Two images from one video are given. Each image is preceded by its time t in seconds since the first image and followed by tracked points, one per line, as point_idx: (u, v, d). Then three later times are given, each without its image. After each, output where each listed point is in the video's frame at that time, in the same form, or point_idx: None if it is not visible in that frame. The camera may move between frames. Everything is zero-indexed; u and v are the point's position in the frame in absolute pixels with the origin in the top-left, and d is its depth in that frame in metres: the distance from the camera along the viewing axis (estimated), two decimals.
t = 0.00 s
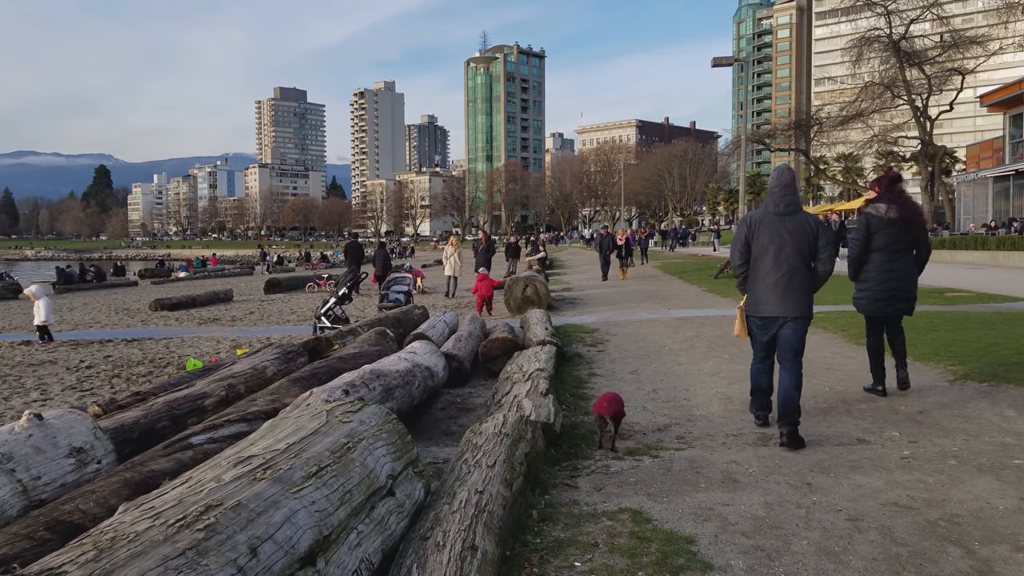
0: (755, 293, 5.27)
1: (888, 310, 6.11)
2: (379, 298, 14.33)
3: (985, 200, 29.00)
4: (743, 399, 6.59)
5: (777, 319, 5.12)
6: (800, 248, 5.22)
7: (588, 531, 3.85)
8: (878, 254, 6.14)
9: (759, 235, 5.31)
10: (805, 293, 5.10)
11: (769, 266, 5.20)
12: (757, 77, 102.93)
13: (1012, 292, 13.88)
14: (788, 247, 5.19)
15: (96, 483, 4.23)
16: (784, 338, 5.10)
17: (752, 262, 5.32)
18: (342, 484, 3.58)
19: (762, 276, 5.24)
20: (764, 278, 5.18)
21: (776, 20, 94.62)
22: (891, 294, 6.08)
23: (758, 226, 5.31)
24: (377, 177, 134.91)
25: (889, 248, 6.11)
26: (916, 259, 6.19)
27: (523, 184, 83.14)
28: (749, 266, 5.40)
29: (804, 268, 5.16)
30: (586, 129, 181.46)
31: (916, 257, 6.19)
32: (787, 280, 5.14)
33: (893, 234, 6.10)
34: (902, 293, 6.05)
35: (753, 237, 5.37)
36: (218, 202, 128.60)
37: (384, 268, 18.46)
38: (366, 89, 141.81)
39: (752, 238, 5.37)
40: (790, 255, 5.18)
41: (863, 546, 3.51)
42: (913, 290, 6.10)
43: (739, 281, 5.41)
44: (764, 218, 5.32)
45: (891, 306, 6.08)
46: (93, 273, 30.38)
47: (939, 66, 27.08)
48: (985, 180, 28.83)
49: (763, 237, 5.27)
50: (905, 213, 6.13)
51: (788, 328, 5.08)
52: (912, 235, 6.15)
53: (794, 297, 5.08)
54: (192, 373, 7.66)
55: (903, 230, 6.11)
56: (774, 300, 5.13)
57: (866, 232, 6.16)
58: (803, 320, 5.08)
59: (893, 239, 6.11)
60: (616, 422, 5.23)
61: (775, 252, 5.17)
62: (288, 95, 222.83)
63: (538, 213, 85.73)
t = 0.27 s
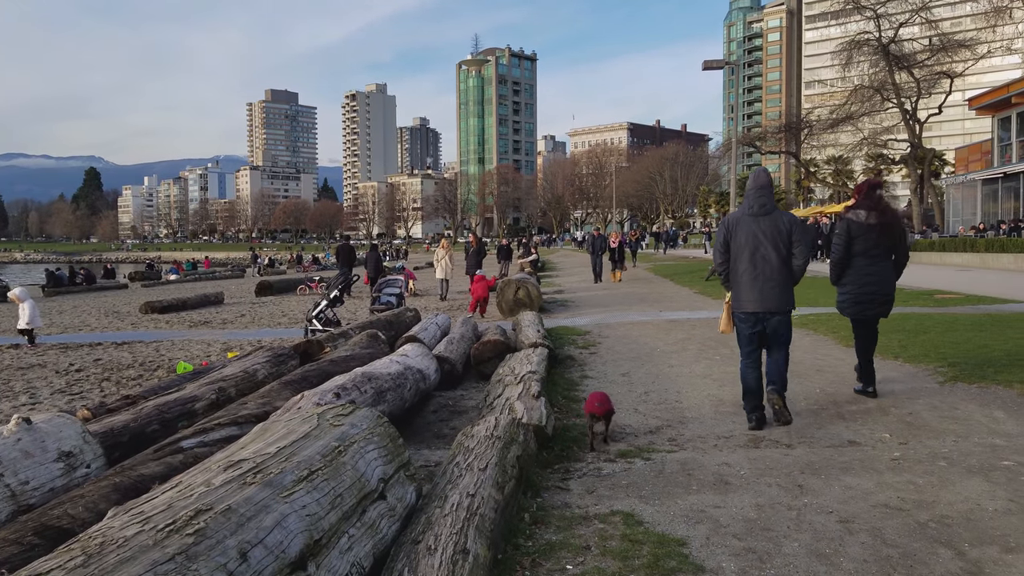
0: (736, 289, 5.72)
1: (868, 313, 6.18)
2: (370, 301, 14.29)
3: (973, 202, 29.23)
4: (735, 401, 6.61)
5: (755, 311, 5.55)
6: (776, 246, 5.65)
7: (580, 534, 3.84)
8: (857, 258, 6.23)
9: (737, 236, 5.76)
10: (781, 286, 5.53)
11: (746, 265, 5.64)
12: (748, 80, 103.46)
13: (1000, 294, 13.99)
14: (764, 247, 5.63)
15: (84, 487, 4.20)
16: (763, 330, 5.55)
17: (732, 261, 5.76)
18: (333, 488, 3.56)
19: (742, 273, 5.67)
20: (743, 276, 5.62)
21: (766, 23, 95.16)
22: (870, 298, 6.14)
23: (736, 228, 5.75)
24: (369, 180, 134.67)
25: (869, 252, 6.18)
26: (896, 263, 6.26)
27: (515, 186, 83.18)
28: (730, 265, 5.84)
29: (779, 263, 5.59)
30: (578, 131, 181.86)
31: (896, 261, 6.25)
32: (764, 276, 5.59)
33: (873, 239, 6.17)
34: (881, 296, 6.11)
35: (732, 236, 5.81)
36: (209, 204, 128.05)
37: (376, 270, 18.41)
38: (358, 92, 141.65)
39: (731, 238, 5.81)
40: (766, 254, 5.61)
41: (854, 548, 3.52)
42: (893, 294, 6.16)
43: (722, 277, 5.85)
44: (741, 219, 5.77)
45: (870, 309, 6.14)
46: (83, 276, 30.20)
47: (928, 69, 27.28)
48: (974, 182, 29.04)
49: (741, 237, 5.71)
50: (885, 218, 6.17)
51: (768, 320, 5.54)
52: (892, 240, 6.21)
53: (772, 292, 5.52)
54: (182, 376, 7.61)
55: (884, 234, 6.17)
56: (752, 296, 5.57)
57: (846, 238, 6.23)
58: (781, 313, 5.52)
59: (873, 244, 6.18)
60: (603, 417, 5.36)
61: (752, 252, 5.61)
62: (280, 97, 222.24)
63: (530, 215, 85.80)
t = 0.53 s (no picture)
0: (723, 293, 5.77)
1: (851, 318, 6.31)
2: (361, 305, 14.25)
3: (963, 207, 29.47)
4: (725, 406, 6.61)
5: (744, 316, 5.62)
6: (761, 252, 5.73)
7: (572, 539, 3.84)
8: (842, 263, 6.32)
9: (724, 243, 5.80)
10: (767, 293, 5.61)
11: (733, 270, 5.71)
12: (739, 85, 104.16)
13: (989, 298, 14.09)
14: (751, 253, 5.69)
15: (73, 494, 4.15)
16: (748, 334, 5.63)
17: (719, 266, 5.80)
18: (323, 494, 3.53)
19: (728, 278, 5.74)
20: (731, 281, 5.68)
21: (756, 29, 95.88)
22: (854, 303, 6.26)
23: (723, 234, 5.80)
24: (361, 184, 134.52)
25: (854, 258, 6.25)
26: (880, 269, 6.33)
27: (507, 191, 83.29)
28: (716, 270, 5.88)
29: (765, 269, 5.66)
30: (571, 136, 182.45)
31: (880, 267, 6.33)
32: (751, 281, 5.67)
33: (858, 246, 6.24)
34: (864, 302, 6.22)
35: (718, 242, 5.86)
36: (200, 209, 127.51)
37: (368, 275, 18.36)
38: (350, 96, 141.58)
39: (717, 244, 5.86)
40: (753, 261, 5.68)
41: (844, 553, 3.53)
42: (875, 300, 6.27)
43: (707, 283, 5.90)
44: (728, 225, 5.83)
45: (853, 314, 6.26)
46: (73, 281, 29.98)
47: (917, 74, 27.50)
48: (963, 187, 29.30)
49: (728, 243, 5.77)
50: (870, 225, 6.27)
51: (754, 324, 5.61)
52: (878, 246, 6.28)
53: (757, 296, 5.60)
54: (172, 381, 7.56)
55: (869, 241, 6.24)
56: (739, 300, 5.63)
57: (832, 244, 6.28)
58: (767, 317, 5.62)
59: (858, 250, 6.25)
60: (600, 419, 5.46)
61: (740, 258, 5.67)
62: (271, 102, 222.04)
63: (522, 220, 85.93)
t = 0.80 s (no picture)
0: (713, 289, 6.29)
1: (834, 320, 6.68)
2: (352, 311, 14.19)
3: (952, 214, 29.73)
4: (716, 412, 6.62)
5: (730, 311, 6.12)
6: (749, 253, 6.26)
7: (562, 546, 3.82)
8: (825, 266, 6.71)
9: (715, 244, 6.31)
10: (752, 289, 6.15)
11: (723, 269, 6.22)
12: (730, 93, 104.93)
13: (977, 305, 14.21)
14: (739, 252, 6.22)
15: (60, 501, 4.10)
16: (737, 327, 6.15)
17: (711, 265, 6.31)
18: (313, 500, 3.50)
19: (719, 275, 6.25)
20: (721, 278, 6.19)
21: (747, 37, 96.63)
22: (836, 304, 6.65)
23: (715, 235, 6.31)
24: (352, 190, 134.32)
25: (836, 262, 6.65)
26: (864, 272, 6.70)
27: (498, 198, 83.37)
28: (707, 268, 6.39)
29: (752, 268, 6.19)
30: (563, 142, 183.14)
31: (864, 270, 6.69)
32: (740, 278, 6.21)
33: (840, 250, 6.64)
34: (846, 303, 6.60)
35: (710, 242, 6.38)
36: (190, 214, 126.89)
37: (359, 280, 18.30)
38: (341, 102, 141.50)
39: (709, 243, 6.36)
40: (742, 259, 6.21)
41: (834, 559, 3.53)
42: (858, 302, 6.63)
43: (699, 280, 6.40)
44: (720, 227, 6.34)
45: (836, 316, 6.64)
46: (62, 286, 29.74)
47: (906, 83, 27.76)
48: (952, 195, 29.57)
49: (720, 244, 6.26)
50: (852, 232, 6.68)
51: (742, 318, 6.12)
52: (860, 251, 6.66)
53: (745, 293, 6.14)
54: (161, 387, 7.50)
55: (850, 245, 6.64)
56: (729, 297, 6.15)
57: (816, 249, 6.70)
58: (754, 311, 6.14)
59: (840, 254, 6.65)
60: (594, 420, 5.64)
61: (730, 257, 6.20)
62: (263, 107, 221.67)
63: (514, 226, 86.03)
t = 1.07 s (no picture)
0: (701, 296, 6.51)
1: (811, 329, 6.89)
2: (343, 318, 14.14)
3: (941, 222, 29.94)
4: (707, 419, 6.63)
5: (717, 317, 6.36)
6: (735, 260, 6.47)
7: (553, 554, 3.81)
8: (805, 279, 6.93)
9: (704, 252, 6.50)
10: (739, 296, 6.37)
11: (711, 277, 6.42)
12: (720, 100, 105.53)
13: (967, 313, 14.28)
14: (726, 260, 6.43)
15: (48, 510, 4.05)
16: (722, 332, 6.38)
17: (698, 271, 6.53)
18: (304, 509, 3.47)
19: (707, 282, 6.46)
20: (708, 285, 6.40)
21: (736, 45, 97.35)
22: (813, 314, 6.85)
23: (703, 244, 6.50)
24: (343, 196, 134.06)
25: (814, 273, 6.87)
26: (843, 283, 6.87)
27: (490, 204, 83.39)
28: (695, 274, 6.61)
29: (739, 275, 6.40)
30: (554, 148, 183.52)
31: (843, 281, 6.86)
32: (726, 285, 6.42)
33: (818, 262, 6.83)
34: (824, 314, 6.78)
35: (699, 251, 6.57)
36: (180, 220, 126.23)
37: (350, 287, 18.24)
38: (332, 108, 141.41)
39: (697, 252, 6.55)
40: (729, 267, 6.41)
41: (826, 567, 3.53)
42: (837, 312, 6.80)
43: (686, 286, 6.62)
44: (708, 235, 6.52)
45: (814, 325, 6.84)
46: (50, 292, 29.52)
47: (894, 90, 28.00)
48: (941, 202, 29.80)
49: (708, 253, 6.45)
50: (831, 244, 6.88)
51: (728, 323, 6.36)
52: (839, 262, 6.84)
53: (730, 299, 6.35)
54: (150, 395, 7.43)
55: (829, 258, 6.82)
56: (715, 303, 6.38)
57: (794, 260, 6.91)
58: (739, 317, 6.38)
59: (818, 266, 6.86)
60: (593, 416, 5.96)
61: (717, 266, 6.39)
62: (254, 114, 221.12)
63: (505, 233, 86.05)
